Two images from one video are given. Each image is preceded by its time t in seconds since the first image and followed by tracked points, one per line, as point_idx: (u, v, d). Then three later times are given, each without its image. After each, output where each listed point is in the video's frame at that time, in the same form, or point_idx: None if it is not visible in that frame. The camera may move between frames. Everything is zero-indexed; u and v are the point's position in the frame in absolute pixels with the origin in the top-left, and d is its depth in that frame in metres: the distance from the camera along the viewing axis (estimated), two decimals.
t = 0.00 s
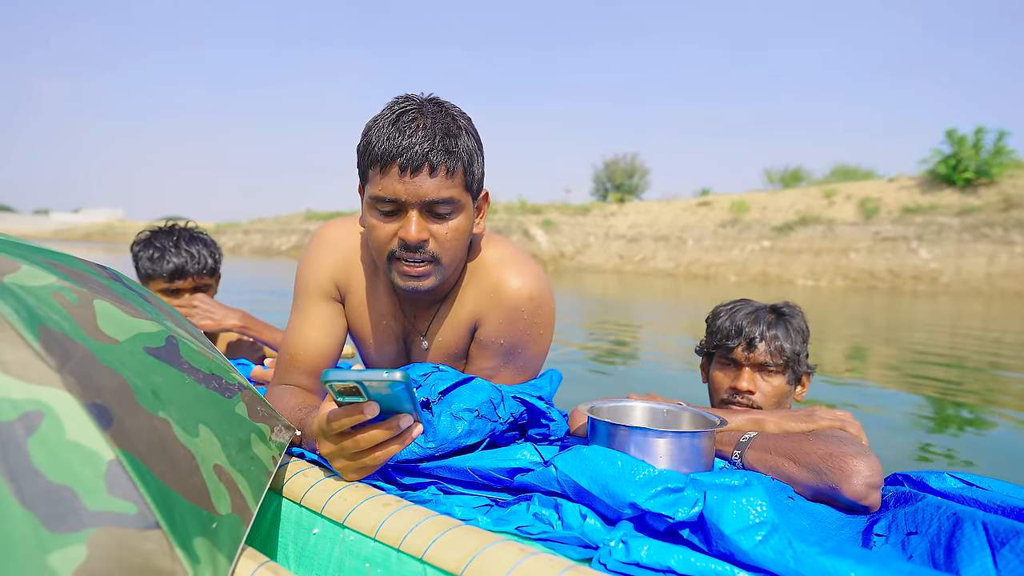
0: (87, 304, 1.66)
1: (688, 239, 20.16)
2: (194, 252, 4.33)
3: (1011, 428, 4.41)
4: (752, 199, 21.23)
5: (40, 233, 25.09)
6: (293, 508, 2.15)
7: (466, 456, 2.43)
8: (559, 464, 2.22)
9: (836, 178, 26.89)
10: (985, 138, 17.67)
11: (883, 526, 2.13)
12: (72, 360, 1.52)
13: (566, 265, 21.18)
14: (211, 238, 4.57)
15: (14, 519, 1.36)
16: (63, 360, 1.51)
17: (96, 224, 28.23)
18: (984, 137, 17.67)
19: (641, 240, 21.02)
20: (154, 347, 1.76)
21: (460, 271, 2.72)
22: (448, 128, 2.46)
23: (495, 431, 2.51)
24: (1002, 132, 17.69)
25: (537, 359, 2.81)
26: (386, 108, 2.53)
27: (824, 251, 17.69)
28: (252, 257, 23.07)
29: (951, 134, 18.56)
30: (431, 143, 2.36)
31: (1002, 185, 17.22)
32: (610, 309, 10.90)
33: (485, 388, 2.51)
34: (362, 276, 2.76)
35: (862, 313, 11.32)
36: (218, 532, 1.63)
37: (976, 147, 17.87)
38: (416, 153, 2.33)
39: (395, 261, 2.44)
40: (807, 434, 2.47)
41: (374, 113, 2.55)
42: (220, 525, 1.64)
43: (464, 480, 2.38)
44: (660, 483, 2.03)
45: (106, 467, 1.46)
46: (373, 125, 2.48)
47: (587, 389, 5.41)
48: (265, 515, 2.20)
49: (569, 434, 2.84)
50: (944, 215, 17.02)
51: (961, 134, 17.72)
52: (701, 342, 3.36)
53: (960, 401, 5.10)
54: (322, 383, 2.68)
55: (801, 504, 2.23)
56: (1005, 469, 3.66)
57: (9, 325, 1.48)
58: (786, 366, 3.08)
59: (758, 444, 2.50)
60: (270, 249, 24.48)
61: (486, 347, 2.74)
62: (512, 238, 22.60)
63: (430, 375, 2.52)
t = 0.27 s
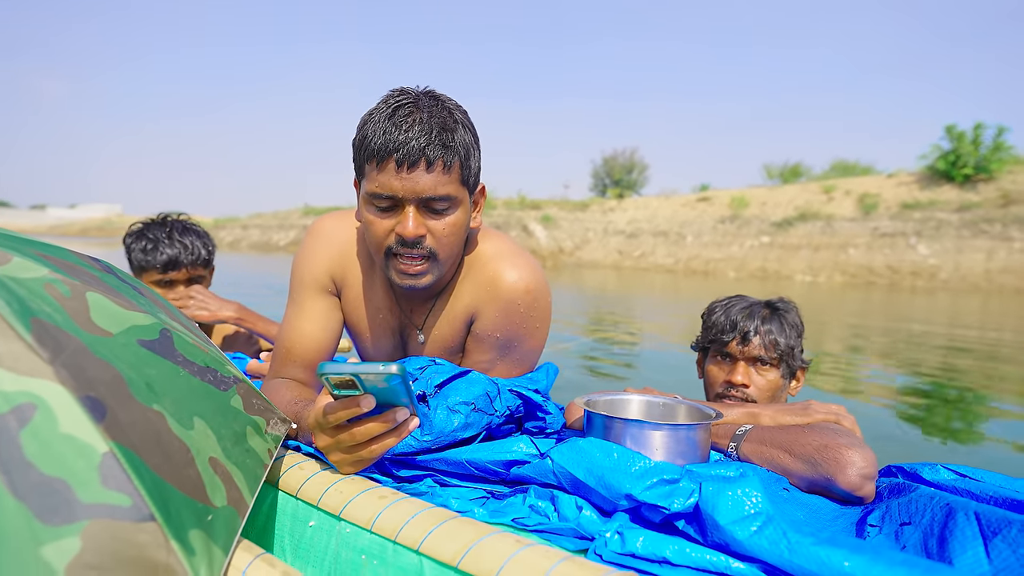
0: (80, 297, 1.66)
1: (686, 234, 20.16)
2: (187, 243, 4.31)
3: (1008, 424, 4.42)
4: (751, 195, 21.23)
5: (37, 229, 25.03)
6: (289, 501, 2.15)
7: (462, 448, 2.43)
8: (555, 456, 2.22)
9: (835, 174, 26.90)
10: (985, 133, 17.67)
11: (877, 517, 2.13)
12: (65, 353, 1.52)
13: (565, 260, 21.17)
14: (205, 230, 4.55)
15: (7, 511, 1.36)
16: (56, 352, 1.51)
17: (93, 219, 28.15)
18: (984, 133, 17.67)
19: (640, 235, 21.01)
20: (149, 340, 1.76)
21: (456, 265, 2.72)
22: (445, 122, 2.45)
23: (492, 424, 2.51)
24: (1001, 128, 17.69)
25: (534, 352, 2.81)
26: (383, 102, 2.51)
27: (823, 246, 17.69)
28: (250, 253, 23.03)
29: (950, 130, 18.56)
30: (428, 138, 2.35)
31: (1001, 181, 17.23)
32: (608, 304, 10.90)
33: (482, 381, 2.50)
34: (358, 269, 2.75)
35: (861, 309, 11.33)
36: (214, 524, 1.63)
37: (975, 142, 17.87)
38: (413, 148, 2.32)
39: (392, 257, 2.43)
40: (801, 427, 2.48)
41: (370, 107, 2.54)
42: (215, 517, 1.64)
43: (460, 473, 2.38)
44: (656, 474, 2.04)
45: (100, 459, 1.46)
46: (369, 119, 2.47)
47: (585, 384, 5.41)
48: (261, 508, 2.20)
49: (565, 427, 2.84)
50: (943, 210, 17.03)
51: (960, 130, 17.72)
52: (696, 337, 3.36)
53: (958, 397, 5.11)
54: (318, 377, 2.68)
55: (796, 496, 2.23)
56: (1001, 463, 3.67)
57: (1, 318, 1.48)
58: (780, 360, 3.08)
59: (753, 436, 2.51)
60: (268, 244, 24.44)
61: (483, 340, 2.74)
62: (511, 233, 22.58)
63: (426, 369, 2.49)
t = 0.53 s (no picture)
0: (78, 300, 1.66)
1: (687, 233, 20.15)
2: (181, 242, 4.31)
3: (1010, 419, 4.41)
4: (751, 192, 21.22)
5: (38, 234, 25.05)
6: (291, 502, 2.15)
7: (464, 448, 2.42)
8: (557, 455, 2.21)
9: (835, 171, 26.88)
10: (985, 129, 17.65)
11: (879, 512, 2.13)
12: (64, 356, 1.52)
13: (565, 260, 21.17)
14: (201, 231, 4.55)
15: (8, 515, 1.36)
16: (55, 356, 1.50)
17: (94, 224, 28.17)
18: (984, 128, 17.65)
19: (641, 234, 21.00)
20: (148, 342, 1.76)
21: (456, 265, 2.72)
22: (444, 122, 2.45)
23: (493, 424, 2.51)
24: (1002, 123, 17.68)
25: (534, 352, 2.80)
26: (382, 102, 2.51)
27: (824, 243, 17.69)
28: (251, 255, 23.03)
29: (950, 125, 18.54)
30: (428, 138, 2.35)
31: (1002, 176, 17.22)
32: (610, 304, 10.90)
33: (482, 381, 2.50)
34: (357, 270, 2.75)
35: (863, 306, 11.33)
36: (215, 526, 1.62)
37: (976, 137, 17.85)
38: (413, 149, 2.32)
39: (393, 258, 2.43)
40: (802, 423, 2.48)
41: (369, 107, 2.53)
42: (217, 519, 1.63)
43: (462, 473, 2.38)
44: (658, 471, 2.03)
45: (101, 462, 1.45)
46: (368, 119, 2.47)
47: (586, 384, 5.41)
48: (263, 510, 2.20)
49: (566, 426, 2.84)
50: (944, 206, 17.02)
51: (961, 125, 17.70)
52: (694, 337, 3.35)
53: (961, 393, 5.10)
54: (319, 378, 2.68)
55: (798, 492, 2.23)
56: (1004, 458, 3.66)
57: None
58: (778, 357, 3.08)
59: (755, 433, 2.50)
60: (268, 247, 24.45)
61: (483, 340, 2.74)
62: (512, 233, 22.57)
63: (427, 368, 2.50)
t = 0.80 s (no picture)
0: (74, 298, 1.66)
1: (686, 228, 20.15)
2: (181, 239, 4.31)
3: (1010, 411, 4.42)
4: (750, 187, 21.22)
5: (35, 233, 25.00)
6: (290, 499, 2.15)
7: (463, 444, 2.42)
8: (555, 449, 2.21)
9: (835, 164, 26.88)
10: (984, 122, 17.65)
11: (877, 503, 2.14)
12: (61, 353, 1.52)
13: (564, 256, 21.16)
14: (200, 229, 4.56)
15: (6, 513, 1.36)
16: (51, 354, 1.50)
17: (91, 223, 28.10)
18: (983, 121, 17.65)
19: (640, 229, 20.99)
20: (145, 340, 1.75)
21: (453, 262, 2.72)
22: (439, 119, 2.44)
23: (491, 420, 2.51)
24: (1000, 115, 17.67)
25: (531, 348, 2.80)
26: (376, 99, 2.51)
27: (823, 237, 17.69)
28: (250, 254, 23.01)
29: (949, 118, 18.54)
30: (423, 135, 2.35)
31: (1000, 169, 17.22)
32: (609, 299, 10.90)
33: (480, 376, 2.50)
34: (354, 268, 2.75)
35: (862, 300, 11.34)
36: (214, 523, 1.63)
37: (974, 130, 17.85)
38: (407, 147, 2.32)
39: (388, 256, 2.43)
40: (800, 415, 2.48)
41: (363, 104, 2.53)
42: (215, 517, 1.64)
43: (461, 469, 2.38)
44: (656, 464, 2.04)
45: (98, 459, 1.45)
46: (363, 117, 2.47)
47: (586, 379, 5.42)
48: (262, 507, 2.20)
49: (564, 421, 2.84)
50: (942, 199, 17.03)
51: (959, 118, 17.70)
52: (691, 332, 3.35)
53: (960, 386, 5.11)
54: (316, 375, 2.68)
55: (796, 484, 2.23)
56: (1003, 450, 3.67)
57: None
58: (775, 352, 3.08)
59: (752, 426, 2.50)
60: (267, 245, 24.42)
61: (480, 336, 2.74)
62: (511, 230, 22.56)
63: (425, 364, 2.52)
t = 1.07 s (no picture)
0: (71, 300, 1.65)
1: (685, 227, 20.15)
2: (182, 242, 4.32)
3: (1011, 410, 4.42)
4: (750, 186, 21.23)
5: (34, 236, 24.96)
6: (288, 501, 2.14)
7: (461, 444, 2.42)
8: (554, 449, 2.21)
9: (834, 164, 26.90)
10: (983, 120, 17.66)
11: (876, 501, 2.14)
12: (57, 356, 1.51)
13: (564, 256, 21.15)
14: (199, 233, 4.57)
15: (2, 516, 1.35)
16: (47, 356, 1.50)
17: (90, 225, 28.06)
18: (982, 119, 17.66)
19: (639, 229, 20.99)
20: (142, 342, 1.75)
21: (450, 262, 2.71)
22: (435, 119, 2.44)
23: (490, 420, 2.50)
24: (1000, 114, 17.69)
25: (530, 347, 2.80)
26: (372, 100, 2.50)
27: (823, 236, 17.70)
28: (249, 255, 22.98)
29: (948, 117, 18.55)
30: (418, 135, 2.35)
31: (1000, 167, 17.23)
32: (609, 299, 10.89)
33: (479, 377, 2.50)
34: (352, 268, 2.75)
35: (863, 299, 11.34)
36: (212, 525, 1.62)
37: (974, 129, 17.87)
38: (403, 146, 2.31)
39: (385, 255, 2.42)
40: (799, 413, 2.48)
41: (359, 105, 2.52)
42: (213, 518, 1.63)
43: (460, 470, 2.38)
44: (655, 463, 2.03)
45: (95, 462, 1.45)
46: (359, 117, 2.46)
47: (586, 380, 5.41)
48: (260, 509, 2.20)
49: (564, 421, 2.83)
50: (942, 198, 17.04)
51: (959, 116, 17.72)
52: (690, 333, 3.35)
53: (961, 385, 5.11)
54: (314, 376, 2.67)
55: (796, 482, 2.23)
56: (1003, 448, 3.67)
57: None
58: (774, 352, 3.08)
59: (752, 425, 2.50)
60: (266, 246, 24.39)
61: (479, 336, 2.73)
62: (510, 230, 22.55)
63: (424, 365, 2.51)
